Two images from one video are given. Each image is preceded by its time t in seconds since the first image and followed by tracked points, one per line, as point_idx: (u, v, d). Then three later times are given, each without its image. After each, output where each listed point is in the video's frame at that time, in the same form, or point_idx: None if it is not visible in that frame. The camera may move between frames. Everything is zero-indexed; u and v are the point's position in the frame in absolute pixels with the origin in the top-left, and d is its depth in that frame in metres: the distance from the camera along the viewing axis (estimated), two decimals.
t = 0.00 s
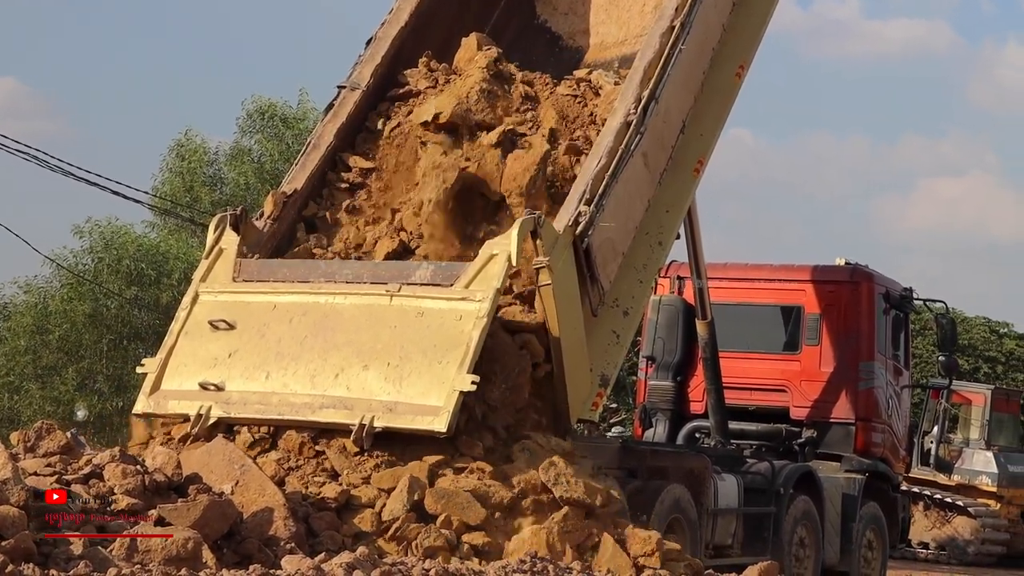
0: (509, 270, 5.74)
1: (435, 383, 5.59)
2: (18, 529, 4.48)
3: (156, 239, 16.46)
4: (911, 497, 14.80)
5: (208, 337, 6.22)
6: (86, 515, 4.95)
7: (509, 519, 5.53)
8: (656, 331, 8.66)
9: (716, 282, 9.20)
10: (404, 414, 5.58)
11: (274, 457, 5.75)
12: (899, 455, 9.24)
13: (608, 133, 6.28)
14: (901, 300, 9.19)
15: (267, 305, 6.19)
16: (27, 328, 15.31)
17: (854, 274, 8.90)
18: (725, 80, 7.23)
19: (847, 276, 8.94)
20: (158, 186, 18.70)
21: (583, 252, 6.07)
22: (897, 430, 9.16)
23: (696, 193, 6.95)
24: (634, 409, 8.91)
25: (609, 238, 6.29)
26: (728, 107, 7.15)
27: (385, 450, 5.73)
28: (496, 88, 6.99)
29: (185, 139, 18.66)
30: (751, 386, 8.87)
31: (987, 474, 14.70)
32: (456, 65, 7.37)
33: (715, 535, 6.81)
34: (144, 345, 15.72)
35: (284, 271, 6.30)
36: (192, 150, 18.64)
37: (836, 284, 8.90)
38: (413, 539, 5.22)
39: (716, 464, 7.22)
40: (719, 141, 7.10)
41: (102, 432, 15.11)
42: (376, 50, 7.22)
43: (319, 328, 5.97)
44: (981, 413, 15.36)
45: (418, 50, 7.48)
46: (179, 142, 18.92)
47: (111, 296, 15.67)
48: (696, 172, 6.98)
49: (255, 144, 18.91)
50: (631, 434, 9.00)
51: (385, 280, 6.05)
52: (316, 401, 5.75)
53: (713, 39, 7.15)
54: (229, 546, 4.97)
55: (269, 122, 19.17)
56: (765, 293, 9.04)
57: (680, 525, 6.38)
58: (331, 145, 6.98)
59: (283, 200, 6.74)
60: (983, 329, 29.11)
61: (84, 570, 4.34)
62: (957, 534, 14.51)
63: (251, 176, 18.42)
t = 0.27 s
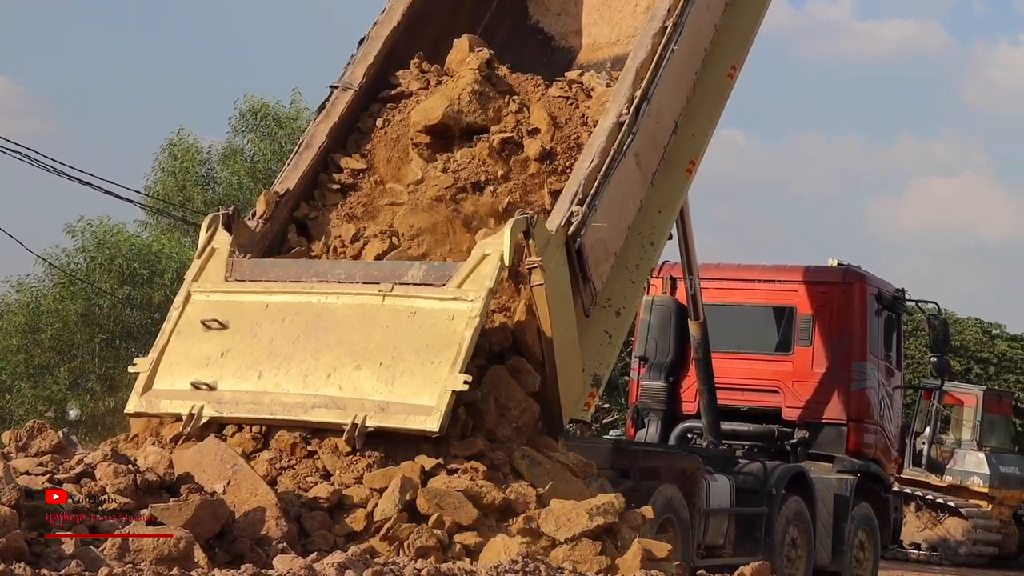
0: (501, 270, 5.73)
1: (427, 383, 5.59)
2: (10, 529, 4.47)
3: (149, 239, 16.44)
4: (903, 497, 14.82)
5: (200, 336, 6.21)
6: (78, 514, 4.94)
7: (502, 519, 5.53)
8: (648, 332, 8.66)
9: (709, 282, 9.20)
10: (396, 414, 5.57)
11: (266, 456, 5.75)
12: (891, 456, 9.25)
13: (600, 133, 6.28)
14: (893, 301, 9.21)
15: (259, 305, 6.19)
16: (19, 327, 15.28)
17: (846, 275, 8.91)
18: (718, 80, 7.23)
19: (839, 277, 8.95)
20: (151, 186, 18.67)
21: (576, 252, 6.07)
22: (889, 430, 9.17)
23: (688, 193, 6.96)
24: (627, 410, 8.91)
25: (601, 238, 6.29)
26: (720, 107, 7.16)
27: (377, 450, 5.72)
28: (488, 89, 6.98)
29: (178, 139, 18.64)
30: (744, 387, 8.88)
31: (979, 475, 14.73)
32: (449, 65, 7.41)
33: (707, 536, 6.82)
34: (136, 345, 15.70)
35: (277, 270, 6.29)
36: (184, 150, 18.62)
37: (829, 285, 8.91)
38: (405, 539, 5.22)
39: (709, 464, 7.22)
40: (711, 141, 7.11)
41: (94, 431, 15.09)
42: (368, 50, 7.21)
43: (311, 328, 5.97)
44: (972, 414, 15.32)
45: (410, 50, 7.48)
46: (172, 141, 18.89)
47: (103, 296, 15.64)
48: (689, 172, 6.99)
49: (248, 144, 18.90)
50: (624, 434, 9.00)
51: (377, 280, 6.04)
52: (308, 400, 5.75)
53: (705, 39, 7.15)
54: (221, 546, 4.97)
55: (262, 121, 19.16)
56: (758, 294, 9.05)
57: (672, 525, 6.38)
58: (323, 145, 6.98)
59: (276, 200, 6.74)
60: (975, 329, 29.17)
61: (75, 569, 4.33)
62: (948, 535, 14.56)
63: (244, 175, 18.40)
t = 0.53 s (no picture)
0: (496, 270, 5.73)
1: (421, 383, 5.59)
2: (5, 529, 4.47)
3: (144, 239, 16.44)
4: (898, 497, 14.83)
5: (196, 336, 6.21)
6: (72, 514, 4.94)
7: (498, 519, 5.53)
8: (643, 332, 8.66)
9: (704, 283, 9.21)
10: (391, 414, 5.58)
11: (260, 456, 5.74)
12: (886, 455, 9.26)
13: (595, 133, 6.29)
14: (887, 301, 9.22)
15: (254, 305, 6.18)
16: (14, 327, 15.27)
17: (841, 274, 8.91)
18: (712, 80, 7.24)
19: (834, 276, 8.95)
20: (146, 186, 18.66)
21: (570, 252, 6.08)
22: (884, 430, 9.18)
23: (683, 193, 6.97)
24: (622, 410, 8.92)
25: (596, 238, 6.30)
26: (715, 107, 7.16)
27: (372, 450, 5.72)
28: (482, 90, 6.98)
29: (173, 139, 18.63)
30: (739, 387, 8.88)
31: (973, 474, 14.73)
32: (443, 67, 7.40)
33: (702, 535, 6.82)
34: (131, 344, 15.69)
35: (272, 270, 6.29)
36: (179, 150, 18.61)
37: (823, 285, 8.92)
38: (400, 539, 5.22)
39: (704, 464, 7.23)
40: (706, 141, 7.11)
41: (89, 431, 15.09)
42: (363, 51, 7.21)
43: (306, 328, 5.97)
44: (967, 414, 15.16)
45: (404, 50, 7.48)
46: (167, 141, 18.88)
47: (98, 296, 15.63)
48: (684, 171, 6.99)
49: (243, 144, 18.89)
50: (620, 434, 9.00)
51: (372, 280, 6.04)
52: (303, 400, 5.75)
53: (700, 39, 7.15)
54: (215, 546, 4.96)
55: (257, 121, 19.15)
56: (753, 294, 9.05)
57: (667, 525, 6.38)
58: (318, 146, 6.98)
59: (271, 200, 6.73)
60: (970, 329, 29.19)
61: (70, 569, 4.32)
62: (943, 534, 14.58)
63: (239, 175, 18.38)
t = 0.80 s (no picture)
0: (489, 269, 5.73)
1: (414, 382, 5.58)
2: None
3: (137, 238, 16.40)
4: (890, 498, 14.84)
5: (188, 336, 6.19)
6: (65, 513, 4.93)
7: (490, 519, 5.53)
8: (636, 332, 8.67)
9: (697, 283, 9.22)
10: (384, 413, 5.57)
11: (253, 456, 5.73)
12: (878, 456, 9.26)
13: (588, 133, 6.28)
14: (880, 302, 9.23)
15: (247, 304, 6.17)
16: (6, 326, 15.24)
17: (834, 275, 8.92)
18: (705, 81, 7.24)
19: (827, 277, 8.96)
20: (139, 185, 18.63)
21: (563, 252, 6.08)
22: (876, 431, 9.19)
23: (676, 194, 6.97)
24: (615, 410, 8.92)
25: (589, 238, 6.30)
26: (708, 107, 7.16)
27: (364, 449, 5.71)
28: (476, 91, 6.97)
29: (166, 138, 18.60)
30: (731, 387, 8.89)
31: (966, 475, 14.76)
32: (436, 68, 7.39)
33: (694, 536, 6.82)
34: (124, 344, 15.66)
35: (264, 270, 6.29)
36: (173, 149, 18.58)
37: (816, 285, 8.93)
38: (392, 540, 5.21)
39: (696, 464, 7.23)
40: (699, 141, 7.11)
41: (81, 430, 15.06)
42: (357, 50, 7.20)
43: (299, 327, 5.96)
44: (959, 415, 15.39)
45: (398, 50, 7.47)
46: (160, 141, 18.85)
47: (91, 295, 15.60)
48: (677, 172, 7.00)
49: (236, 143, 18.86)
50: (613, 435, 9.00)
51: (365, 280, 6.04)
52: (296, 400, 5.74)
53: (693, 40, 7.15)
54: (208, 546, 4.95)
55: (250, 120, 19.14)
56: (746, 295, 9.06)
57: (658, 525, 6.38)
58: (311, 145, 6.96)
59: (264, 200, 6.72)
60: (962, 330, 29.25)
61: (62, 568, 4.31)
62: (935, 535, 14.59)
63: (233, 175, 18.36)
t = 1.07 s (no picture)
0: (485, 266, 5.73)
1: (409, 378, 5.59)
2: None
3: (133, 235, 16.39)
4: (886, 494, 14.87)
5: (184, 332, 6.20)
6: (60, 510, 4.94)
7: (486, 515, 5.54)
8: (632, 329, 8.67)
9: (693, 280, 9.22)
10: (379, 409, 5.57)
11: (249, 452, 5.73)
12: (874, 452, 9.28)
13: (584, 130, 6.28)
14: (876, 298, 9.23)
15: (243, 301, 6.17)
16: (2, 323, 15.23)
17: (830, 271, 8.93)
18: (701, 77, 7.24)
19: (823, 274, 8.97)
20: (135, 182, 18.62)
21: (559, 249, 6.08)
22: (872, 427, 9.20)
23: (672, 190, 6.97)
24: (611, 407, 8.92)
25: (585, 234, 6.30)
26: (704, 104, 7.16)
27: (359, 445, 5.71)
28: (471, 88, 6.97)
29: (162, 134, 18.58)
30: (727, 383, 8.89)
31: (961, 471, 14.78)
32: (431, 65, 7.38)
33: (690, 532, 6.83)
34: (120, 341, 15.64)
35: (260, 266, 6.29)
36: (168, 146, 18.57)
37: (812, 282, 8.93)
38: (388, 536, 5.22)
39: (692, 460, 7.24)
40: (694, 138, 7.12)
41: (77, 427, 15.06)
42: (352, 47, 7.19)
43: (295, 323, 5.96)
44: (955, 411, 15.51)
45: (393, 47, 7.46)
46: (156, 137, 18.84)
47: (87, 291, 15.58)
48: (673, 168, 7.00)
49: (232, 139, 18.85)
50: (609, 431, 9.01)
51: (361, 276, 6.04)
52: (292, 396, 5.74)
53: (689, 37, 7.15)
54: (204, 542, 4.96)
55: (246, 117, 19.13)
56: (742, 291, 9.07)
57: (654, 521, 6.39)
58: (307, 142, 6.96)
59: (259, 196, 6.72)
60: (958, 326, 29.28)
61: (59, 564, 4.32)
62: (931, 531, 14.60)
63: (228, 171, 18.35)
